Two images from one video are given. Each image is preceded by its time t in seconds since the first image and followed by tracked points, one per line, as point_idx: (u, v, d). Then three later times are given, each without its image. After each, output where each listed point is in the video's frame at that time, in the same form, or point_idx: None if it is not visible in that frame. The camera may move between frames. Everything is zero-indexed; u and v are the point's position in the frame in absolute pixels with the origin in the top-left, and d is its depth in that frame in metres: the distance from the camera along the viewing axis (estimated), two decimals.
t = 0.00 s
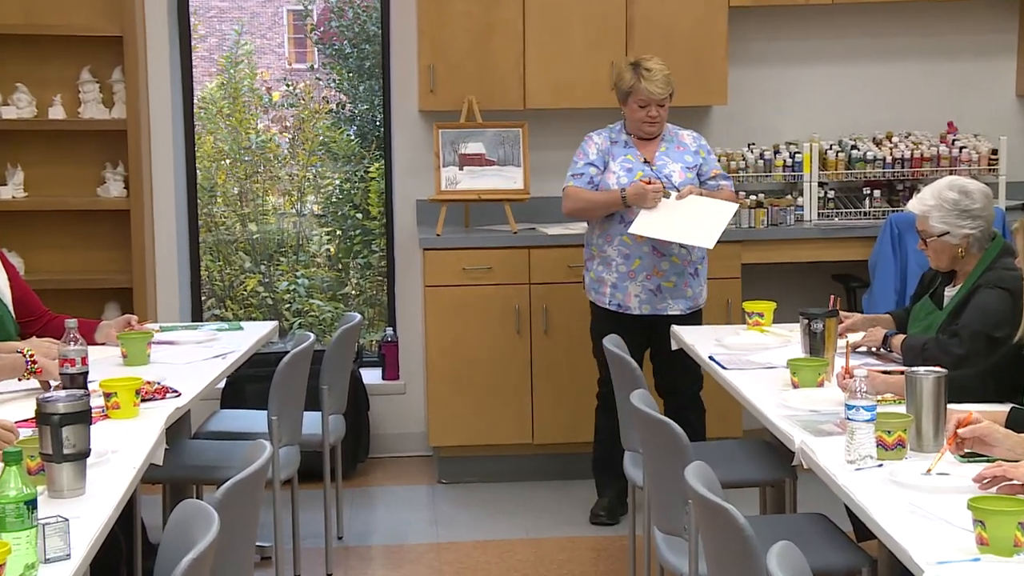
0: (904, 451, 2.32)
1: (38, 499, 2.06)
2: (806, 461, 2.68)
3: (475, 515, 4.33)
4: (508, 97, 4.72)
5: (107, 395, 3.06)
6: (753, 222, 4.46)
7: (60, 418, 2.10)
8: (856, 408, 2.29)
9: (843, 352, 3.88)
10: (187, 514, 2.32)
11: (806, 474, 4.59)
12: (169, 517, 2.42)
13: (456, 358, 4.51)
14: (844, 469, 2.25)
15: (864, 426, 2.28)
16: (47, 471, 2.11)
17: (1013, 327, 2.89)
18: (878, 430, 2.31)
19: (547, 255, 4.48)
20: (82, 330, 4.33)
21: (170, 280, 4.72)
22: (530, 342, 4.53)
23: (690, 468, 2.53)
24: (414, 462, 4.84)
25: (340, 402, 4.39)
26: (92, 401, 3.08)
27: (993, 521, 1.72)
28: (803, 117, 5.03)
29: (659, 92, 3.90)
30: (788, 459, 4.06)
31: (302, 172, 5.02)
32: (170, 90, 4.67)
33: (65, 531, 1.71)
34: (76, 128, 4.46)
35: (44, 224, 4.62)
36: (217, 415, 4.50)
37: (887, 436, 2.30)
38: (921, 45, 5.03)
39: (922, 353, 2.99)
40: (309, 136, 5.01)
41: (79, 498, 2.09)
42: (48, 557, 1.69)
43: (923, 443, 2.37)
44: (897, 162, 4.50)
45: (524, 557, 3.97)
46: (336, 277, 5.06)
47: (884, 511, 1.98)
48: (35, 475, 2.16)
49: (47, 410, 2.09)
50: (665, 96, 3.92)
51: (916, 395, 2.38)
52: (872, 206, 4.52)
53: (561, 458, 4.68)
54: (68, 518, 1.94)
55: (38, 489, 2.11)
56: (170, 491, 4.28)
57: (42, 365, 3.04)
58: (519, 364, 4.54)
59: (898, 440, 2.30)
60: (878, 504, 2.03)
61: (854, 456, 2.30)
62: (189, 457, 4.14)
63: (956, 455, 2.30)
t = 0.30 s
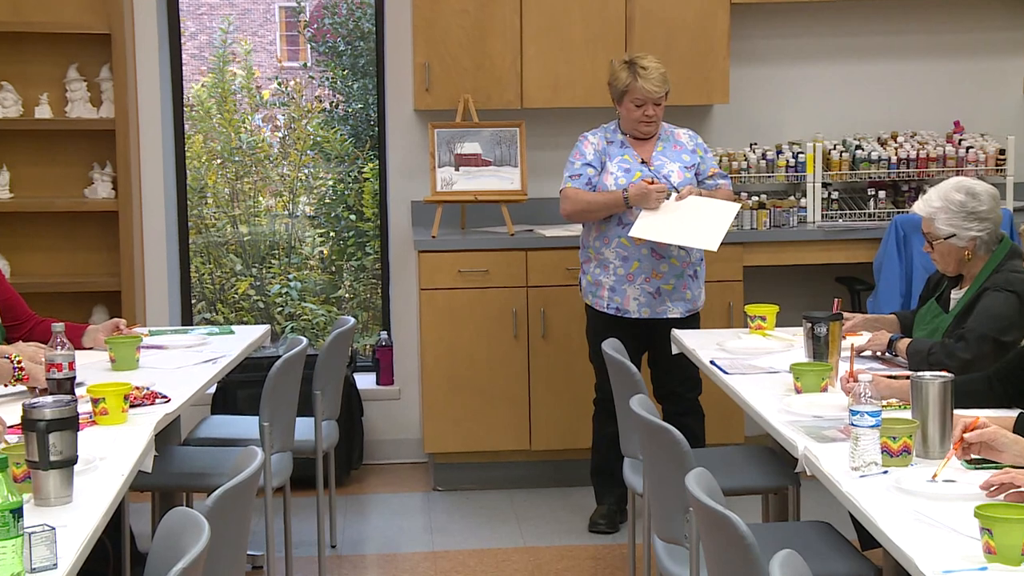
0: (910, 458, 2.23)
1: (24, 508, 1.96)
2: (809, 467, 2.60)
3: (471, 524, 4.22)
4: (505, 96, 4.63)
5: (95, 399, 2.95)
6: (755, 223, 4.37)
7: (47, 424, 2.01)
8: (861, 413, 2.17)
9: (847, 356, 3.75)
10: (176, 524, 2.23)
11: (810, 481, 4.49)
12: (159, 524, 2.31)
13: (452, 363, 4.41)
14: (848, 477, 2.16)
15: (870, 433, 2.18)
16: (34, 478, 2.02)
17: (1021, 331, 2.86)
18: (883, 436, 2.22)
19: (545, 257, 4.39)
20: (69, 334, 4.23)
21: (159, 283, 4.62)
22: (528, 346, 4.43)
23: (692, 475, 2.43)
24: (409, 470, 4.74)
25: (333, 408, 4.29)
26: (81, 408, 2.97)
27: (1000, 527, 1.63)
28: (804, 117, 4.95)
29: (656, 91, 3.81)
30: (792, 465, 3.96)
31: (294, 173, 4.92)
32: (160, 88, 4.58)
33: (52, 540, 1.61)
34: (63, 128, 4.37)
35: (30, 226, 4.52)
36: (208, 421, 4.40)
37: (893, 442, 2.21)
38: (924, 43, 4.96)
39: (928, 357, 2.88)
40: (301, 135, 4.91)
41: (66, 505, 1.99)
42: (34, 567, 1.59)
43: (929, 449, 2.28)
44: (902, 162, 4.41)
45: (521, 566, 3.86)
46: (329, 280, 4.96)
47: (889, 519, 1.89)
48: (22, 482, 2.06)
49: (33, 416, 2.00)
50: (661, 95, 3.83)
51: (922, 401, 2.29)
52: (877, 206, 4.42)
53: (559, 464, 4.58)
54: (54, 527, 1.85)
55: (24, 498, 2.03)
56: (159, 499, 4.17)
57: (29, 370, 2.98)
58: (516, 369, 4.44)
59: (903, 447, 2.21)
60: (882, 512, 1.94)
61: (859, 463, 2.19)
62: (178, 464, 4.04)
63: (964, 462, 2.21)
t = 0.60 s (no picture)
0: (914, 464, 2.17)
1: (8, 516, 1.90)
2: (813, 475, 2.50)
3: (466, 532, 4.13)
4: (502, 95, 4.54)
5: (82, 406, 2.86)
6: (757, 225, 4.30)
7: (32, 431, 1.95)
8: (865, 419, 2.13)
9: (850, 361, 3.64)
10: (164, 533, 2.15)
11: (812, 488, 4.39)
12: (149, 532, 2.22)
13: (447, 367, 4.32)
14: (851, 484, 2.10)
15: (873, 439, 2.13)
16: (18, 486, 1.96)
17: None
18: (888, 442, 2.15)
19: (542, 259, 4.30)
20: (56, 338, 4.15)
21: (148, 286, 4.53)
22: (525, 350, 4.34)
23: (693, 483, 2.34)
24: (403, 477, 4.64)
25: (325, 413, 4.20)
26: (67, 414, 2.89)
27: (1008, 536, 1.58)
28: (805, 117, 4.87)
29: (658, 89, 3.72)
30: (794, 473, 3.87)
31: (286, 173, 4.83)
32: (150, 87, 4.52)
33: (38, 549, 1.59)
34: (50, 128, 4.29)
35: (17, 228, 4.45)
36: (198, 427, 4.30)
37: (897, 449, 2.15)
38: (928, 40, 4.89)
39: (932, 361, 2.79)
40: (293, 135, 4.82)
41: (53, 514, 1.93)
42: None
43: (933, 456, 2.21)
44: (906, 162, 4.32)
45: None
46: (321, 283, 4.87)
47: (893, 527, 1.84)
48: (7, 490, 2.01)
49: (18, 422, 1.94)
50: (662, 94, 3.75)
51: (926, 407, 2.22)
52: (880, 208, 4.35)
53: (556, 471, 4.48)
54: (39, 536, 1.79)
55: (9, 506, 1.95)
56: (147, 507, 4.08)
57: (16, 377, 2.96)
58: (513, 374, 4.35)
59: (908, 453, 2.15)
60: (886, 520, 1.89)
61: (862, 469, 2.14)
62: (167, 471, 3.94)
63: (968, 468, 2.15)
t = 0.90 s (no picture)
0: (919, 472, 2.14)
1: None
2: (815, 484, 2.42)
3: (462, 541, 4.03)
4: (498, 96, 4.45)
5: (69, 413, 2.76)
6: (758, 228, 4.20)
7: (19, 438, 1.91)
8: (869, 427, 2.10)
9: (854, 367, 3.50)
10: (152, 543, 2.08)
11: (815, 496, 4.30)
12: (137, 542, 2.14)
13: (443, 373, 4.23)
14: (856, 494, 2.07)
15: (877, 447, 2.11)
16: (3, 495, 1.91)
17: None
18: (892, 450, 2.12)
19: (539, 263, 4.21)
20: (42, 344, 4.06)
21: (136, 290, 4.43)
22: (522, 356, 4.25)
23: (693, 493, 2.24)
24: (397, 485, 4.55)
25: (318, 420, 4.12)
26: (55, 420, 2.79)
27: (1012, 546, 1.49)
28: (806, 118, 4.79)
29: (659, 89, 3.64)
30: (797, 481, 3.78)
31: (278, 175, 4.74)
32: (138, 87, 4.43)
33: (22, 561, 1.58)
34: (35, 129, 4.20)
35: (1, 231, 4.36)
36: (187, 435, 4.21)
37: (902, 457, 2.12)
38: (932, 39, 4.80)
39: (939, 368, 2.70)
40: (284, 137, 4.74)
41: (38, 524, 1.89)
42: None
43: (939, 463, 2.17)
44: (911, 164, 4.24)
45: None
46: (314, 287, 4.78)
47: (898, 536, 1.82)
48: None
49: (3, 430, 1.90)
50: (664, 94, 3.66)
51: (931, 413, 2.20)
52: (884, 210, 4.28)
53: (553, 479, 4.39)
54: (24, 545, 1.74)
55: None
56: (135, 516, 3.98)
57: (10, 379, 2.99)
58: (510, 380, 4.26)
59: (912, 461, 2.12)
60: (891, 529, 1.87)
61: (866, 478, 2.11)
62: (155, 479, 3.84)
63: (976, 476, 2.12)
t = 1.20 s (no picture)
0: (925, 480, 2.08)
1: None
2: (819, 492, 2.33)
3: (459, 550, 3.94)
4: (495, 96, 4.37)
5: (55, 419, 2.66)
6: (760, 230, 4.11)
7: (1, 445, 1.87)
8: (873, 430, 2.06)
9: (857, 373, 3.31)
10: (138, 553, 2.01)
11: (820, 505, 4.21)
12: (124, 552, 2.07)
13: (439, 379, 4.14)
14: (860, 501, 2.00)
15: (882, 455, 2.03)
16: None
17: None
18: (898, 457, 2.06)
19: (537, 266, 4.12)
20: (29, 349, 3.97)
21: (125, 294, 4.34)
22: (519, 362, 4.17)
23: (694, 502, 2.15)
24: (392, 493, 4.46)
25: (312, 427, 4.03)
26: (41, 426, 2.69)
27: None
28: (809, 119, 4.71)
29: (662, 89, 3.56)
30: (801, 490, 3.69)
31: (270, 177, 4.66)
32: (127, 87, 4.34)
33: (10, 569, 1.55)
34: (22, 130, 4.12)
35: None
36: (177, 442, 4.11)
37: (907, 464, 2.05)
38: (936, 38, 4.72)
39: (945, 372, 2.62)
40: (277, 137, 4.65)
41: (23, 533, 1.84)
42: None
43: (945, 471, 2.11)
44: (917, 165, 4.16)
45: None
46: (307, 291, 4.70)
47: (905, 547, 1.76)
48: None
49: None
50: (666, 93, 3.58)
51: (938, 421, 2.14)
52: (890, 213, 4.18)
53: (552, 487, 4.30)
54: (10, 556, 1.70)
55: None
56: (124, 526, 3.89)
57: None
58: (507, 385, 4.18)
59: (918, 469, 2.05)
60: (896, 538, 1.80)
61: (871, 486, 2.03)
62: (145, 488, 3.75)
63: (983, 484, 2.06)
